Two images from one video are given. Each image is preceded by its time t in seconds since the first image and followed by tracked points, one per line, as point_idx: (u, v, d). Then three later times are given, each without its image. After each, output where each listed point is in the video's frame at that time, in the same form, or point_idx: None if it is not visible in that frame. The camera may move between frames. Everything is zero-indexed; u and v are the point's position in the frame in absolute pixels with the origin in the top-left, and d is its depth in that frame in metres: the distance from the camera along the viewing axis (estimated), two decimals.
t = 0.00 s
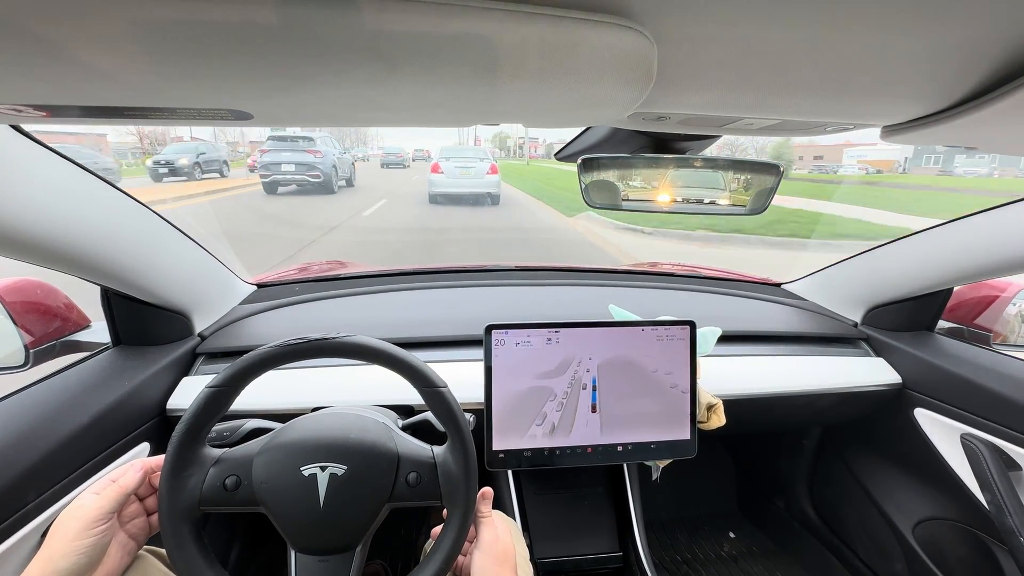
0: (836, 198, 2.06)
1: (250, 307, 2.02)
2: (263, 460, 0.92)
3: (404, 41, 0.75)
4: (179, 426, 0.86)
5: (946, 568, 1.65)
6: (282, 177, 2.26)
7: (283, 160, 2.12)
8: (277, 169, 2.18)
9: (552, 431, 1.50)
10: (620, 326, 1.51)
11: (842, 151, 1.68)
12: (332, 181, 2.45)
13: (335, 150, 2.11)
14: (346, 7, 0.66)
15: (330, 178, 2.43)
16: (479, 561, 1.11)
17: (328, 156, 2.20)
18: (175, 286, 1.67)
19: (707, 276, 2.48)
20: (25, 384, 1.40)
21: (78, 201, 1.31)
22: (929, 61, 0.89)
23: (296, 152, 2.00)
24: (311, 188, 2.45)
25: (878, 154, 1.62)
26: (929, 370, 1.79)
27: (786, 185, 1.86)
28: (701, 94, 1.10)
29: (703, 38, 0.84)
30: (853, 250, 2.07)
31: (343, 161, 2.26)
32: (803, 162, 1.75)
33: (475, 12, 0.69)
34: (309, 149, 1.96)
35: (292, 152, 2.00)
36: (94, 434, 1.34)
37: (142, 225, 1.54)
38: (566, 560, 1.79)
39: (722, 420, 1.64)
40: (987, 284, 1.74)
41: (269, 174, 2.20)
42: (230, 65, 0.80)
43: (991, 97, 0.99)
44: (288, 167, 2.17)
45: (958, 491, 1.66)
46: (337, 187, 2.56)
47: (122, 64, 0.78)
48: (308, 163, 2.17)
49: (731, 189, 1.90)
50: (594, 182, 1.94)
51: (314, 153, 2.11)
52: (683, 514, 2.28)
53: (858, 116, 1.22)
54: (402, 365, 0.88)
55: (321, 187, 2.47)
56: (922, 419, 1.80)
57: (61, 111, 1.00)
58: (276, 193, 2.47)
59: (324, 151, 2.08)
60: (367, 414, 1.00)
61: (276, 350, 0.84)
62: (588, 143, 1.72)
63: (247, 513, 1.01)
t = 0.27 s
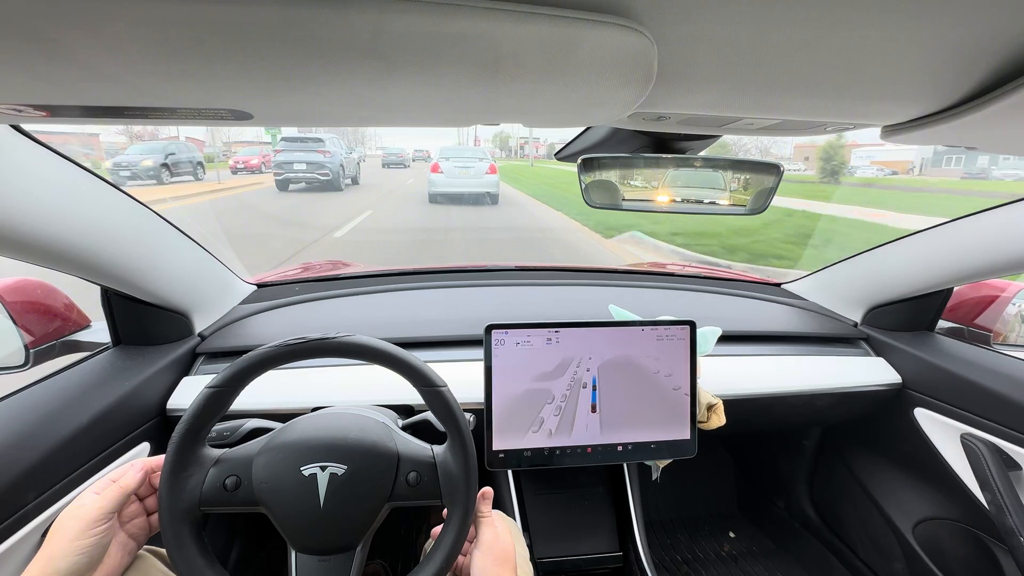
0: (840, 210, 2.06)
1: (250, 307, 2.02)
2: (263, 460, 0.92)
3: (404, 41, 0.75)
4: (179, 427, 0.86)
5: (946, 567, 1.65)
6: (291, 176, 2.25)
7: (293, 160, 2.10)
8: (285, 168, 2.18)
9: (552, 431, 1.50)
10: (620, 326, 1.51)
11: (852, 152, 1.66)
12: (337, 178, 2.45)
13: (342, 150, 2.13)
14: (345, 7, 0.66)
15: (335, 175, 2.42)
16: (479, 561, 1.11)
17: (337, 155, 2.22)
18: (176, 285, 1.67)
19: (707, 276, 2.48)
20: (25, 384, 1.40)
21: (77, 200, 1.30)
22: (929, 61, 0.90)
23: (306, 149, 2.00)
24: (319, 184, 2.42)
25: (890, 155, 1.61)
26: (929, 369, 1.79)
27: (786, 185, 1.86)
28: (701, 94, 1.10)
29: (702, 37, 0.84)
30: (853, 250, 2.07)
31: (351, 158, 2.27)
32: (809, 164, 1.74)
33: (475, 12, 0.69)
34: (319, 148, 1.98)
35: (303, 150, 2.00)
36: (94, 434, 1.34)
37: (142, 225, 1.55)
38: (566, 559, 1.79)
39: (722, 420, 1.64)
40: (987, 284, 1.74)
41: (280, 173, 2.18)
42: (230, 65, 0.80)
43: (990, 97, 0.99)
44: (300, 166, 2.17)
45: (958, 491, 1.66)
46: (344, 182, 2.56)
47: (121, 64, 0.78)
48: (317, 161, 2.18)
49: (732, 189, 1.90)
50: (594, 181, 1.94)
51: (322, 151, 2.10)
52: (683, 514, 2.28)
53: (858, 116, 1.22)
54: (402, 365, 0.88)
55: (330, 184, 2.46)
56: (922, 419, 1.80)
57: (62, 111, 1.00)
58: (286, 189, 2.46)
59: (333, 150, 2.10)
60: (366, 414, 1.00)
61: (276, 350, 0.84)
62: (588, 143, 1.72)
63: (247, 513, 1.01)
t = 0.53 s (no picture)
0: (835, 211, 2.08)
1: (250, 307, 2.02)
2: (263, 460, 0.92)
3: (404, 41, 0.75)
4: (179, 427, 0.86)
5: (946, 567, 1.65)
6: (302, 172, 2.26)
7: (301, 157, 2.10)
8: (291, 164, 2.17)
9: (552, 431, 1.50)
10: (620, 326, 1.51)
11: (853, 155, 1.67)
12: (347, 176, 2.41)
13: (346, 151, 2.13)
14: (345, 7, 0.66)
15: (345, 172, 2.37)
16: (479, 561, 1.12)
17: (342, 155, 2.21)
18: (175, 286, 1.67)
19: (707, 276, 2.48)
20: (25, 384, 1.40)
21: (76, 199, 1.30)
22: (928, 61, 0.90)
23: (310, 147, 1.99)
24: (328, 182, 2.43)
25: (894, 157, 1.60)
26: (929, 369, 1.79)
27: (786, 185, 1.86)
28: (700, 94, 1.10)
29: (702, 37, 0.84)
30: (853, 250, 2.07)
31: (358, 158, 2.24)
32: (809, 165, 1.74)
33: (475, 12, 0.69)
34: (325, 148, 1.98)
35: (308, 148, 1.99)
36: (94, 435, 1.34)
37: (142, 225, 1.55)
38: (566, 559, 1.79)
39: (722, 420, 1.64)
40: (986, 284, 1.74)
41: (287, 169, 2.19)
42: (230, 64, 0.80)
43: (989, 97, 0.99)
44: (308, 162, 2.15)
45: (959, 491, 1.65)
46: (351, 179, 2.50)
47: (121, 64, 0.78)
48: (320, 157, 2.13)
49: (732, 189, 1.91)
50: (594, 181, 1.94)
51: (329, 151, 2.10)
52: (683, 514, 2.28)
53: (858, 115, 1.22)
54: (402, 365, 0.88)
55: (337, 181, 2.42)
56: (922, 419, 1.80)
57: (61, 111, 1.00)
58: (298, 186, 2.50)
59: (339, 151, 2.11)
60: (366, 414, 1.00)
61: (275, 350, 0.84)
62: (587, 143, 1.72)
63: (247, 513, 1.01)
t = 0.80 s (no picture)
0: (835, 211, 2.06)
1: (250, 307, 2.02)
2: (263, 460, 0.92)
3: (404, 40, 0.75)
4: (180, 427, 0.86)
5: (946, 566, 1.65)
6: (312, 173, 2.26)
7: (312, 157, 2.12)
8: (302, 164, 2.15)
9: (552, 431, 1.50)
10: (620, 326, 1.51)
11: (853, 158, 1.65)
12: (352, 174, 2.36)
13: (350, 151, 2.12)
14: (346, 7, 0.66)
15: (353, 170, 2.34)
16: (479, 561, 1.12)
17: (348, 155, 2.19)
18: (176, 285, 1.67)
19: (707, 276, 2.48)
20: (26, 385, 1.40)
21: (75, 199, 1.30)
22: (929, 60, 0.89)
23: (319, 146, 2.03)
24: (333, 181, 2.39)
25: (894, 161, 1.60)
26: (929, 368, 1.79)
27: (786, 185, 1.86)
28: (700, 94, 1.10)
29: (702, 36, 0.84)
30: (853, 249, 2.07)
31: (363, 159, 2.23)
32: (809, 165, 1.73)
33: (476, 11, 0.69)
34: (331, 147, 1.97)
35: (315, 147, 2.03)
36: (94, 435, 1.34)
37: (142, 225, 1.54)
38: (567, 559, 1.79)
39: (722, 420, 1.64)
40: (986, 282, 1.74)
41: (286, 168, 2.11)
42: (230, 64, 0.80)
43: (989, 96, 0.99)
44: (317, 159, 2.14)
45: (959, 490, 1.65)
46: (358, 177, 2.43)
47: (120, 63, 0.78)
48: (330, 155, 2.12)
49: (732, 189, 1.90)
50: (594, 181, 1.95)
51: (337, 151, 2.11)
52: (684, 514, 2.28)
53: (857, 115, 1.22)
54: (402, 364, 0.88)
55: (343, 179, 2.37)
56: (922, 418, 1.80)
57: (61, 111, 1.00)
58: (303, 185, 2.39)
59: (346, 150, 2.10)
60: (367, 413, 1.00)
61: (275, 350, 0.84)
62: (587, 143, 1.72)
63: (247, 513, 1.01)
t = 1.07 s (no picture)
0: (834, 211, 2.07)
1: (250, 308, 2.02)
2: (264, 460, 0.92)
3: (403, 40, 0.75)
4: (180, 428, 0.86)
5: (947, 566, 1.65)
6: (319, 170, 2.22)
7: (320, 156, 2.09)
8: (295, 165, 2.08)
9: (552, 431, 1.50)
10: (621, 325, 1.51)
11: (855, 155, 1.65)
12: (358, 172, 2.35)
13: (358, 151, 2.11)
14: (345, 7, 0.66)
15: (358, 168, 2.35)
16: (480, 561, 1.12)
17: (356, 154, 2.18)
18: (176, 285, 1.67)
19: (707, 275, 2.48)
20: (26, 385, 1.40)
21: (75, 199, 1.30)
22: (928, 59, 0.89)
23: (327, 147, 2.01)
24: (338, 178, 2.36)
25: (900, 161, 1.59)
26: (930, 368, 1.79)
27: (786, 184, 1.86)
28: (700, 93, 1.10)
29: (702, 36, 0.84)
30: (853, 249, 2.07)
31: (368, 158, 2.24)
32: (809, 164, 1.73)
33: (476, 11, 0.69)
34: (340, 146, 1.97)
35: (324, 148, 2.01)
36: (95, 435, 1.34)
37: (142, 225, 1.55)
38: (567, 559, 1.79)
39: (722, 419, 1.64)
40: (987, 281, 1.73)
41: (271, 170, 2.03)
42: (229, 64, 0.79)
43: (988, 95, 0.99)
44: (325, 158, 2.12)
45: (959, 489, 1.65)
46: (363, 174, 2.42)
47: (119, 63, 0.77)
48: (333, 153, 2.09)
49: (732, 188, 1.91)
50: (594, 181, 1.95)
51: (343, 150, 2.11)
52: (684, 513, 2.28)
53: (857, 114, 1.22)
54: (401, 364, 0.88)
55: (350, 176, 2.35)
56: (923, 417, 1.80)
57: (61, 111, 1.00)
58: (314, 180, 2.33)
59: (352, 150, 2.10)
60: (367, 413, 1.00)
61: (275, 351, 0.84)
62: (587, 142, 1.72)
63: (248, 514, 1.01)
